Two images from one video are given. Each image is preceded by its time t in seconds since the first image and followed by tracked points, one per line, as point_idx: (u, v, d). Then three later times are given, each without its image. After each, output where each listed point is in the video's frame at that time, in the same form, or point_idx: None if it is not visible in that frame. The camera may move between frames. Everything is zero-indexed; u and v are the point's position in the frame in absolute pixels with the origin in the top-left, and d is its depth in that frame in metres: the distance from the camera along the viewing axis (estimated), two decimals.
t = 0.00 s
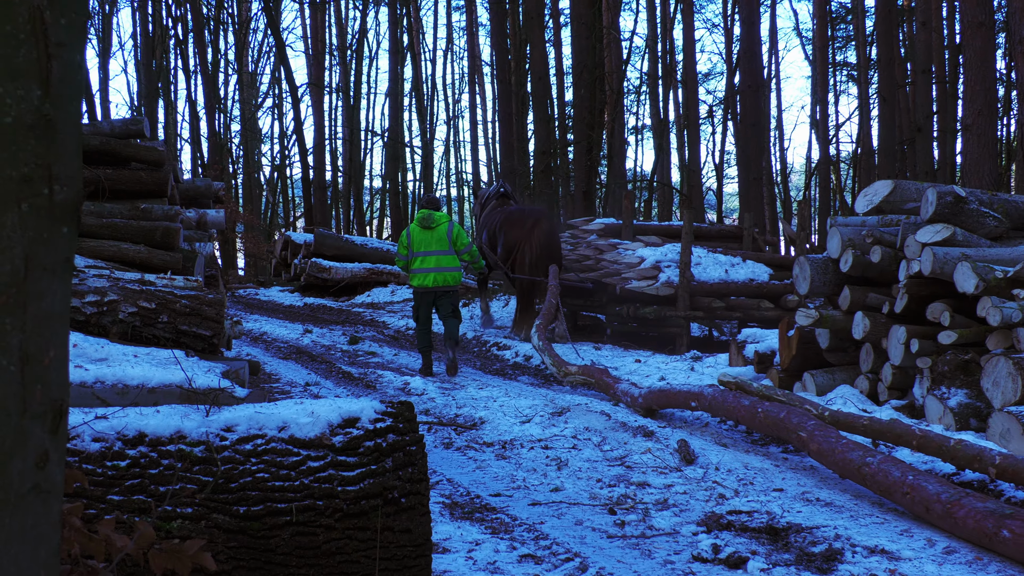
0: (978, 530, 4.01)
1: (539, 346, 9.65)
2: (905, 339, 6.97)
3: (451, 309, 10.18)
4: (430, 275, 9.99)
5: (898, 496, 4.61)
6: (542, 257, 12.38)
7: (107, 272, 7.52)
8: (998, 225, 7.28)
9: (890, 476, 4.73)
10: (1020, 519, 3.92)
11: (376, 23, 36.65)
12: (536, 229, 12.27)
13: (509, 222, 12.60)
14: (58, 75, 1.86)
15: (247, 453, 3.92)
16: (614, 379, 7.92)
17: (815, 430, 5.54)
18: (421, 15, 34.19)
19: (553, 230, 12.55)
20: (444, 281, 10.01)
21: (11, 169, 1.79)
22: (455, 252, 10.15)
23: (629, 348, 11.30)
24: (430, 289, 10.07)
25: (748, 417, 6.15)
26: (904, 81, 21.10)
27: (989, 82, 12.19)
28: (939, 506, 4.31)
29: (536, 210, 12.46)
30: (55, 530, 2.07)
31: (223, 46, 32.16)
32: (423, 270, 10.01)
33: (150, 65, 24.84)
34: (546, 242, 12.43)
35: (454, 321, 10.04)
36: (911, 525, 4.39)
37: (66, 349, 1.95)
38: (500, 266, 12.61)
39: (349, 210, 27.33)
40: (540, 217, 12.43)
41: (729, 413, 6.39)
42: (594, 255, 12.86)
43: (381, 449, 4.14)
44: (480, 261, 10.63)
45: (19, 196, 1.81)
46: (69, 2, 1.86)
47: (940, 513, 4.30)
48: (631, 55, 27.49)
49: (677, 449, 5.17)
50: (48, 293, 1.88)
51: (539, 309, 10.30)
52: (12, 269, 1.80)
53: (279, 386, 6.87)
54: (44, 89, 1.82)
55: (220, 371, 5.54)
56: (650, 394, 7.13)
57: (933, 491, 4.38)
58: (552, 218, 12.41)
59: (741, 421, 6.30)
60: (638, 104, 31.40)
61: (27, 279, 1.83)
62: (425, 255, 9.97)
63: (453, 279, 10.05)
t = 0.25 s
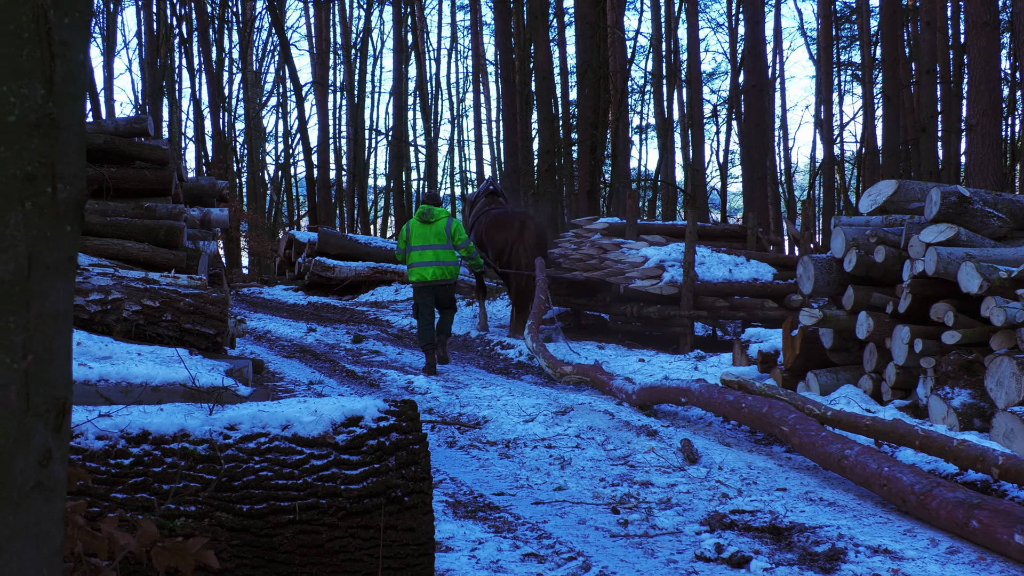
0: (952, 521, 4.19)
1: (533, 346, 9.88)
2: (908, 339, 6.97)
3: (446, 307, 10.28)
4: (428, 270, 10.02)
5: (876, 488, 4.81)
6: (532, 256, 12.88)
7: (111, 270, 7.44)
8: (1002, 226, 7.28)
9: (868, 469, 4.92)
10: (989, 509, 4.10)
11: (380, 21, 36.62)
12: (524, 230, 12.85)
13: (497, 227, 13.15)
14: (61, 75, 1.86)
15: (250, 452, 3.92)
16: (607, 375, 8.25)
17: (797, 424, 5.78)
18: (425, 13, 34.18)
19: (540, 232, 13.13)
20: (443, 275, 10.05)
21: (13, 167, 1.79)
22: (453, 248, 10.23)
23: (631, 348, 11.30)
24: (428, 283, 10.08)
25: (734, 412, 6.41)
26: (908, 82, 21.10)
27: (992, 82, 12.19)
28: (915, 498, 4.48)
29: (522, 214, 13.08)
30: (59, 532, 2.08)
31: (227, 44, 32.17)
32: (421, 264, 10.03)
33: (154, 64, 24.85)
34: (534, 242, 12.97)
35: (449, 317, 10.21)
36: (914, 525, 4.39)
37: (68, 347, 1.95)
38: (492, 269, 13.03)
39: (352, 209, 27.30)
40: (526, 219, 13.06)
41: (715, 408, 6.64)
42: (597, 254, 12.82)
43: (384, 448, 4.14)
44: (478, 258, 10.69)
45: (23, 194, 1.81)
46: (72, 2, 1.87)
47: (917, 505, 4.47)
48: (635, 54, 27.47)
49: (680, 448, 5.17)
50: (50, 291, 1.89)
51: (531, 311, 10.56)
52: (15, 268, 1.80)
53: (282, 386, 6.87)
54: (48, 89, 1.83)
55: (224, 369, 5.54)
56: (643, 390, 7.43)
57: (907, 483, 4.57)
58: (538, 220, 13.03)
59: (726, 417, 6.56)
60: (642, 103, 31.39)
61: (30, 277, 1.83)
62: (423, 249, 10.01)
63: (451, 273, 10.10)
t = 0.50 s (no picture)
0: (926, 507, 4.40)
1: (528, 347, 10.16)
2: (912, 337, 6.98)
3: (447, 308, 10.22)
4: (429, 271, 10.05)
5: (855, 476, 5.05)
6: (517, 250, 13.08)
7: (116, 267, 7.52)
8: (1005, 224, 7.28)
9: (847, 457, 5.15)
10: (958, 495, 4.30)
11: (383, 18, 36.59)
12: (507, 224, 13.00)
13: (482, 221, 13.33)
14: (65, 72, 1.86)
15: (254, 448, 3.93)
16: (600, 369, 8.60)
17: (778, 414, 6.06)
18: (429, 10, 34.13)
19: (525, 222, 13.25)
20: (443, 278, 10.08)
21: (18, 164, 1.79)
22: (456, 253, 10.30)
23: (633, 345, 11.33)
24: (428, 283, 10.09)
25: (721, 403, 6.69)
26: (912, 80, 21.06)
27: (997, 80, 12.18)
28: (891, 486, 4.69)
29: (504, 207, 13.19)
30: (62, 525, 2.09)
31: (231, 41, 32.17)
32: (422, 264, 10.05)
33: (158, 61, 24.86)
34: (518, 235, 13.14)
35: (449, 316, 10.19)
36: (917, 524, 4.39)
37: (71, 343, 1.95)
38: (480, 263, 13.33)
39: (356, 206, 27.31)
40: (509, 212, 13.16)
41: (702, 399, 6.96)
42: (600, 251, 12.84)
43: (387, 445, 4.13)
44: (479, 265, 10.73)
45: (27, 191, 1.82)
46: None
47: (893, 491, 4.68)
48: (640, 52, 27.44)
49: (684, 445, 5.18)
50: (54, 286, 1.89)
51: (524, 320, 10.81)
52: (20, 264, 1.81)
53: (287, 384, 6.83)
54: (52, 86, 1.83)
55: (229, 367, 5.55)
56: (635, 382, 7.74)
57: (883, 470, 4.78)
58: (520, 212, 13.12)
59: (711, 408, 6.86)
60: (646, 101, 31.36)
61: (34, 272, 1.84)
62: (426, 251, 10.06)
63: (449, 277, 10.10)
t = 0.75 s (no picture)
0: (892, 486, 4.66)
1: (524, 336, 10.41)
2: (912, 329, 6.98)
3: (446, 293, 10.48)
4: (428, 254, 10.30)
5: (826, 456, 5.32)
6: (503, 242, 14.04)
7: (117, 257, 7.45)
8: (1007, 216, 7.28)
9: (817, 437, 5.44)
10: (921, 473, 4.56)
11: (384, 9, 36.50)
12: (500, 216, 13.95)
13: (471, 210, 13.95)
14: (66, 62, 1.86)
15: (254, 438, 3.93)
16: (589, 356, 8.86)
17: (758, 398, 6.28)
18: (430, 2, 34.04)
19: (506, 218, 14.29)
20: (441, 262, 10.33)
21: (19, 154, 1.79)
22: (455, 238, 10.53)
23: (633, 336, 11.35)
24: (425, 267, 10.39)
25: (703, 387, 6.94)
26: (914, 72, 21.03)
27: (999, 72, 12.17)
28: (858, 465, 4.97)
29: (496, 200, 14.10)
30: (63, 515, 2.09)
31: (232, 32, 32.07)
32: (421, 247, 10.30)
33: (159, 51, 24.80)
34: (505, 227, 14.12)
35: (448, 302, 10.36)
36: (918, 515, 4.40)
37: (72, 333, 1.95)
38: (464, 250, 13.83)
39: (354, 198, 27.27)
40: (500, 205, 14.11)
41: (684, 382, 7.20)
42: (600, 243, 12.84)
43: (387, 435, 4.15)
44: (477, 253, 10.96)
45: (28, 181, 1.81)
46: None
47: (858, 470, 4.97)
48: (642, 42, 27.37)
49: (684, 436, 5.19)
50: (55, 276, 1.89)
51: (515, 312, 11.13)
52: (21, 254, 1.82)
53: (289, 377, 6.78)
54: (52, 76, 1.83)
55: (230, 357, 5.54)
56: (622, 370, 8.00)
57: (852, 450, 5.04)
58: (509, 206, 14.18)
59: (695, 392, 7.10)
60: (648, 92, 31.31)
61: (34, 263, 1.84)
62: (426, 234, 10.28)
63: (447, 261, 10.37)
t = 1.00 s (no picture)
0: (863, 471, 4.94)
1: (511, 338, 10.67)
2: (913, 327, 6.96)
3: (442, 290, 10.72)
4: (424, 253, 10.47)
5: (801, 442, 5.67)
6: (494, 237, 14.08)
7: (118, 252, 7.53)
8: (1008, 214, 7.28)
9: (792, 423, 5.81)
10: (888, 458, 4.85)
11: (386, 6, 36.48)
12: (489, 210, 13.89)
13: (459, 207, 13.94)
14: (68, 58, 1.86)
15: (255, 434, 3.93)
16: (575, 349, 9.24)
17: (736, 388, 6.67)
18: None
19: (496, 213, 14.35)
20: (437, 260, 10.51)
21: (21, 149, 1.80)
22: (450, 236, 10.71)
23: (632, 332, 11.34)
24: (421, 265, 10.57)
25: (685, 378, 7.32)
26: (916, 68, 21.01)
27: (1001, 69, 12.17)
28: (831, 451, 5.30)
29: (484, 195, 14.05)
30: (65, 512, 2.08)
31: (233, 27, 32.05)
32: (417, 246, 10.50)
33: (160, 46, 24.80)
34: (494, 222, 14.14)
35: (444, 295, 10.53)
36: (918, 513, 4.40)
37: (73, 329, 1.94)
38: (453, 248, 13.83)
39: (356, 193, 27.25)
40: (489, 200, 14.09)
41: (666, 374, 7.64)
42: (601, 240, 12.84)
43: (388, 431, 4.14)
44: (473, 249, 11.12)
45: (30, 176, 1.81)
46: None
47: (832, 456, 5.29)
48: (643, 38, 27.34)
49: (685, 433, 5.19)
50: (57, 272, 1.89)
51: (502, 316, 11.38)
52: (23, 250, 1.81)
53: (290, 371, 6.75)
54: (55, 72, 1.83)
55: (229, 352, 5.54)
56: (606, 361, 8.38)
57: (825, 436, 5.38)
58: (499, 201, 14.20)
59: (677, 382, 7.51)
60: (650, 88, 31.27)
61: (37, 258, 1.84)
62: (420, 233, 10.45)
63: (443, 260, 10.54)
